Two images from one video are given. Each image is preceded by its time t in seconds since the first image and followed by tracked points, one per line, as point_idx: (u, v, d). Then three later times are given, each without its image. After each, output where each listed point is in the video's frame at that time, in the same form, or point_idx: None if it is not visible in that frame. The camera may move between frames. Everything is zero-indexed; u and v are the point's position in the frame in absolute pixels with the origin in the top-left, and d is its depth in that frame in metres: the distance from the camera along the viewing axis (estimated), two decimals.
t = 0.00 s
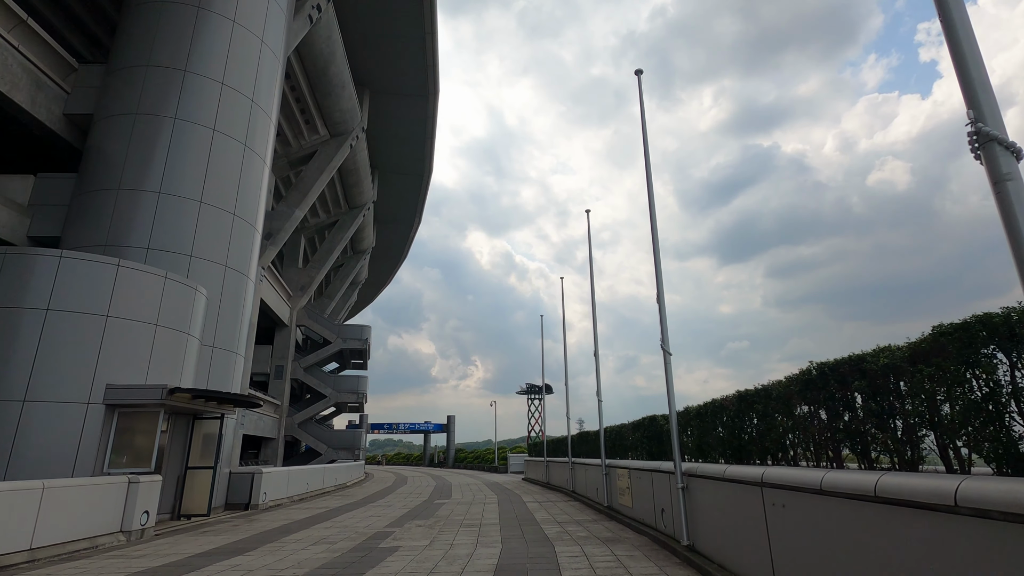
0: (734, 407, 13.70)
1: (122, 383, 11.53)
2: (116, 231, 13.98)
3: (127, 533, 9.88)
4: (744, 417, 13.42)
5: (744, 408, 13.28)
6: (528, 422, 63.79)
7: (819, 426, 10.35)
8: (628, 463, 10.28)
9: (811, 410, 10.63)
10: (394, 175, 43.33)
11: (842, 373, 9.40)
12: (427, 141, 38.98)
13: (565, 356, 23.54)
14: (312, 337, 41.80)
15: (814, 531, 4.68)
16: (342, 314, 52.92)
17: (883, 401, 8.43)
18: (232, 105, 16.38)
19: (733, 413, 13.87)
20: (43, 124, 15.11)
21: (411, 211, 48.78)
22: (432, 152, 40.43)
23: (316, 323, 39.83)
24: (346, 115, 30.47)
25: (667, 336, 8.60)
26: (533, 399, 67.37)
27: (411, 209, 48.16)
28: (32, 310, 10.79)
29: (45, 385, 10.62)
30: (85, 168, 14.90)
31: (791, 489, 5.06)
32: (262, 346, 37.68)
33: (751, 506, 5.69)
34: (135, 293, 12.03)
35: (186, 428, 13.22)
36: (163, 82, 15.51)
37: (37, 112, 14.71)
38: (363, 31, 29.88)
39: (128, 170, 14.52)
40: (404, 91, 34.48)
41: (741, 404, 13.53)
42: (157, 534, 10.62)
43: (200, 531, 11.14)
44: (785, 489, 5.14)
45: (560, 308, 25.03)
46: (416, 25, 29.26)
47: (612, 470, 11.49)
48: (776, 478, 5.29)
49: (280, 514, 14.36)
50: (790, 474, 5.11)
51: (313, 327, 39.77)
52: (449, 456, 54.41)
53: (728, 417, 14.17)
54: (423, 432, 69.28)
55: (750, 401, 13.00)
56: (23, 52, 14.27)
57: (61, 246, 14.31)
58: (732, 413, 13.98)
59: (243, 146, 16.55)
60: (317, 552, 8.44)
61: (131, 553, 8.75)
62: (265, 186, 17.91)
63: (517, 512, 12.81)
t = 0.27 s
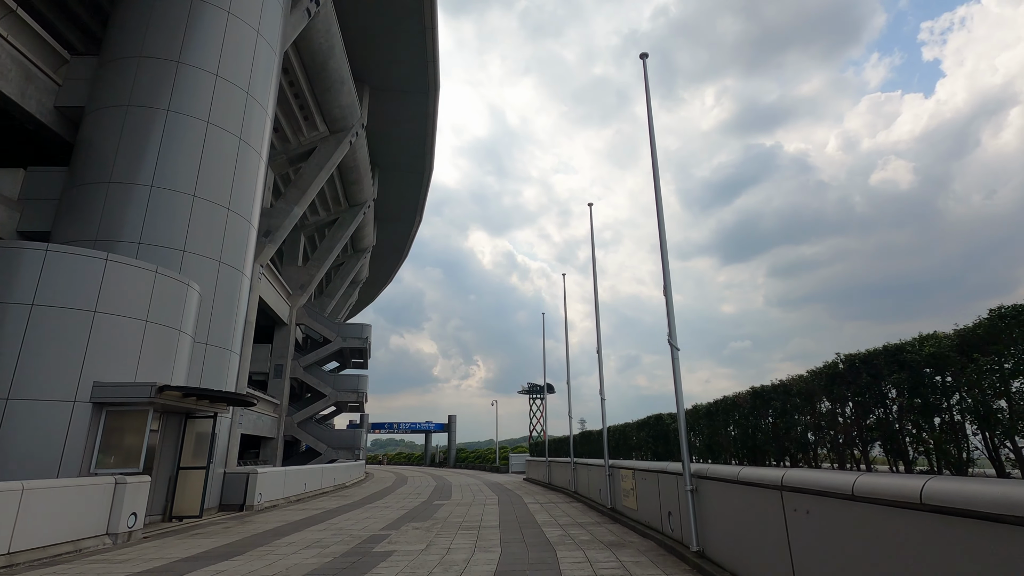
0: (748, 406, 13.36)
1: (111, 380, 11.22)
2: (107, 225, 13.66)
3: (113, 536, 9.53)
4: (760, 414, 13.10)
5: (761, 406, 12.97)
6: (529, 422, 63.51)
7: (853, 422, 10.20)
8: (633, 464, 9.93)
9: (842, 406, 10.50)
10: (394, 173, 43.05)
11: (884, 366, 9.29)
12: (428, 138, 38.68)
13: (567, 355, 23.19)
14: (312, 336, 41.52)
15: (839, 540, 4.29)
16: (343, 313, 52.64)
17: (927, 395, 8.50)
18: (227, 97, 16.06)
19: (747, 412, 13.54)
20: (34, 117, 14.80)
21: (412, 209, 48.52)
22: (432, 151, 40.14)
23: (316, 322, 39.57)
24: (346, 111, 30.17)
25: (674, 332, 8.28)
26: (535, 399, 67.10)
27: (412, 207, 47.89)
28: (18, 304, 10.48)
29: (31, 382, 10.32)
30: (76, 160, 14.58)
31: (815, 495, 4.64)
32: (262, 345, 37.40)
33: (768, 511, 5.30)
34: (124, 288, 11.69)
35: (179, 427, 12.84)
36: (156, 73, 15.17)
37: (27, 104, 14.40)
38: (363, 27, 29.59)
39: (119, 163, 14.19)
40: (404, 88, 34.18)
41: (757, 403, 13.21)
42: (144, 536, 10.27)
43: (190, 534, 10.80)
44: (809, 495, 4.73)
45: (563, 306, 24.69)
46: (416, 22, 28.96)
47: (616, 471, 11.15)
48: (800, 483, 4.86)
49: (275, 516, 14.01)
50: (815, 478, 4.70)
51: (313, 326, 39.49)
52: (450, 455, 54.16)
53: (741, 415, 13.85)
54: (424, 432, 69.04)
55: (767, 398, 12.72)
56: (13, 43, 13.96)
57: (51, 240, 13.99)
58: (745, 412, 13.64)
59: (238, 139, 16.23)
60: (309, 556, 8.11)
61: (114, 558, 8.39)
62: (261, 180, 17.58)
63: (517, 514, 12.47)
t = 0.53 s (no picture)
0: (768, 399, 13.05)
1: (101, 375, 10.90)
2: (100, 217, 13.36)
3: (101, 537, 9.21)
4: (782, 408, 12.77)
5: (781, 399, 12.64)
6: (532, 421, 63.14)
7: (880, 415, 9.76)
8: (640, 462, 9.56)
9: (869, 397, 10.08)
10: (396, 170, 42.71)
11: (917, 351, 8.88)
12: (430, 135, 38.33)
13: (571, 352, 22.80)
14: (313, 334, 41.24)
15: (878, 546, 3.91)
16: (345, 311, 52.33)
17: (976, 383, 7.81)
18: (224, 89, 15.75)
19: (767, 406, 13.20)
20: (27, 108, 14.51)
21: (415, 207, 48.18)
22: (434, 147, 39.81)
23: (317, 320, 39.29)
24: (346, 107, 29.85)
25: (686, 324, 7.92)
26: (538, 398, 66.71)
27: (415, 204, 47.59)
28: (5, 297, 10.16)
29: (17, 377, 10.02)
30: (69, 152, 14.29)
31: (851, 496, 4.23)
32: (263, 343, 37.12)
33: (793, 514, 4.90)
34: (116, 281, 11.37)
35: (173, 424, 12.59)
36: (151, 64, 14.86)
37: (19, 95, 14.10)
38: (364, 22, 29.27)
39: (113, 155, 13.90)
40: (406, 84, 33.84)
41: (777, 395, 12.89)
42: (134, 538, 9.95)
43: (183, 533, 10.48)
44: (843, 496, 4.32)
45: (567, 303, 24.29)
46: (417, 16, 28.62)
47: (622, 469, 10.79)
48: (832, 483, 4.45)
49: (271, 515, 13.69)
50: (848, 477, 4.30)
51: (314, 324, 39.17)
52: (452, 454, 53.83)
53: (760, 410, 13.50)
54: (427, 431, 68.77)
55: (788, 391, 12.39)
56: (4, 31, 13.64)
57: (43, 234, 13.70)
58: (765, 406, 13.30)
59: (235, 131, 15.92)
60: (302, 558, 7.77)
61: (99, 560, 8.05)
62: (259, 174, 17.27)
63: (520, 515, 12.10)
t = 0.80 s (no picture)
0: (793, 396, 12.44)
1: (89, 373, 10.56)
2: (90, 211, 13.03)
3: (88, 541, 8.89)
4: (808, 404, 12.13)
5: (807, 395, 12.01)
6: (534, 420, 62.83)
7: (919, 412, 9.07)
8: (646, 463, 9.20)
9: (907, 393, 9.39)
10: (398, 167, 42.34)
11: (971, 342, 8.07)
12: (431, 132, 37.96)
13: (574, 350, 22.38)
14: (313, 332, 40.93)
15: (920, 560, 3.55)
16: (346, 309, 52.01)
17: None
18: (219, 80, 15.39)
19: (792, 403, 12.58)
20: (17, 99, 14.16)
21: (416, 205, 47.83)
22: (436, 144, 39.43)
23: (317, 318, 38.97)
24: (346, 102, 29.47)
25: (698, 320, 7.57)
26: (539, 397, 66.37)
27: (416, 202, 47.23)
28: None
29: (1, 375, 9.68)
30: (60, 144, 13.96)
31: (895, 504, 3.84)
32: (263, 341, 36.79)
33: (824, 522, 4.51)
34: (105, 276, 11.03)
35: (165, 423, 12.27)
36: (144, 54, 14.51)
37: (9, 86, 13.76)
38: (364, 16, 28.87)
39: (104, 146, 13.56)
40: (406, 79, 33.46)
41: (803, 392, 12.25)
42: (124, 541, 9.64)
43: (175, 536, 10.17)
44: (884, 503, 3.94)
45: (569, 300, 23.86)
46: (418, 10, 28.22)
47: (627, 470, 10.42)
48: (871, 489, 4.06)
49: (267, 517, 13.38)
50: (889, 483, 3.91)
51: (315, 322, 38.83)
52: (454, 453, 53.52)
53: (786, 407, 12.88)
54: (428, 429, 68.47)
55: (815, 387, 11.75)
56: None
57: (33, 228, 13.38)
58: (790, 403, 12.69)
59: (231, 123, 15.57)
60: (292, 565, 7.37)
61: (80, 565, 7.67)
62: (255, 168, 16.92)
63: (522, 517, 11.73)
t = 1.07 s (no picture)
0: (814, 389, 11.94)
1: (74, 366, 10.24)
2: (79, 201, 12.70)
3: (69, 542, 8.55)
4: (831, 398, 11.64)
5: (829, 387, 11.53)
6: (535, 420, 62.50)
7: (962, 404, 8.64)
8: (651, 461, 8.85)
9: (945, 385, 8.92)
10: (398, 164, 42.02)
11: None
12: (432, 128, 37.62)
13: (576, 347, 21.97)
14: (313, 330, 40.63)
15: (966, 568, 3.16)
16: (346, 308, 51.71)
17: None
18: (213, 70, 15.06)
19: (813, 397, 12.06)
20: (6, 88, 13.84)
21: (417, 202, 47.52)
22: (436, 141, 39.10)
23: (316, 316, 38.66)
24: (345, 97, 29.13)
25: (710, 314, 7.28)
26: (540, 396, 66.05)
27: (417, 199, 46.92)
28: None
29: None
30: (50, 134, 13.64)
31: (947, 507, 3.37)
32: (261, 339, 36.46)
33: (853, 525, 4.12)
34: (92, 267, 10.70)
35: (155, 420, 11.98)
36: (136, 42, 14.18)
37: None
38: (364, 10, 28.52)
39: (94, 136, 13.23)
40: (406, 75, 33.12)
41: (825, 384, 11.75)
42: (107, 542, 9.29)
43: (162, 537, 9.83)
44: (932, 507, 3.47)
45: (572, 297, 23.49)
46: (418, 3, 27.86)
47: (631, 468, 10.08)
48: (913, 491, 3.61)
49: (259, 516, 13.02)
50: (933, 483, 3.48)
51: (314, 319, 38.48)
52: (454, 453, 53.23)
53: (807, 401, 12.40)
54: (428, 429, 68.18)
55: (840, 378, 11.24)
56: None
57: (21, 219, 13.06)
58: (812, 397, 12.18)
59: (225, 114, 15.24)
60: (281, 567, 7.04)
61: (58, 567, 7.34)
62: (251, 160, 16.58)
63: (521, 517, 11.39)
